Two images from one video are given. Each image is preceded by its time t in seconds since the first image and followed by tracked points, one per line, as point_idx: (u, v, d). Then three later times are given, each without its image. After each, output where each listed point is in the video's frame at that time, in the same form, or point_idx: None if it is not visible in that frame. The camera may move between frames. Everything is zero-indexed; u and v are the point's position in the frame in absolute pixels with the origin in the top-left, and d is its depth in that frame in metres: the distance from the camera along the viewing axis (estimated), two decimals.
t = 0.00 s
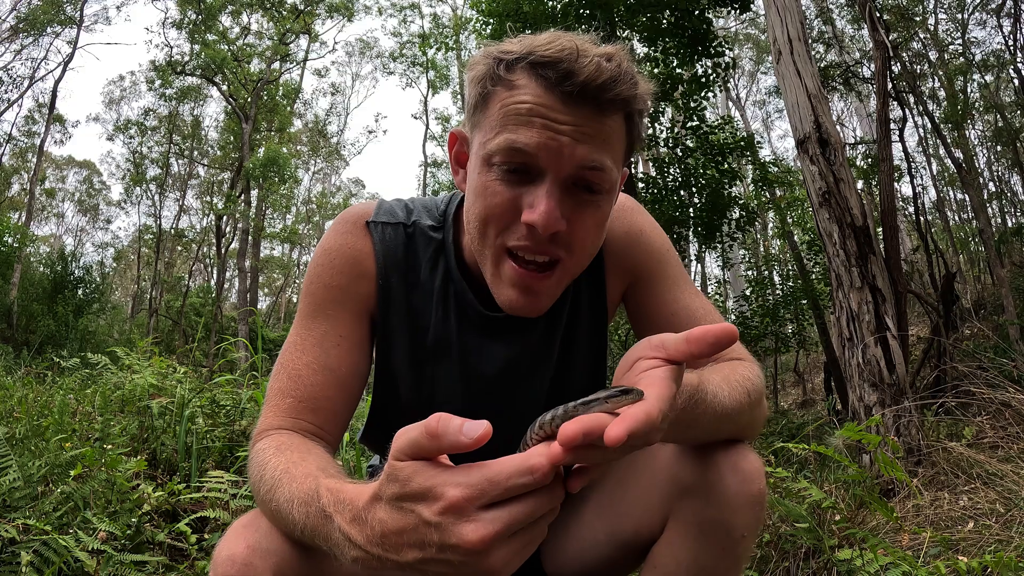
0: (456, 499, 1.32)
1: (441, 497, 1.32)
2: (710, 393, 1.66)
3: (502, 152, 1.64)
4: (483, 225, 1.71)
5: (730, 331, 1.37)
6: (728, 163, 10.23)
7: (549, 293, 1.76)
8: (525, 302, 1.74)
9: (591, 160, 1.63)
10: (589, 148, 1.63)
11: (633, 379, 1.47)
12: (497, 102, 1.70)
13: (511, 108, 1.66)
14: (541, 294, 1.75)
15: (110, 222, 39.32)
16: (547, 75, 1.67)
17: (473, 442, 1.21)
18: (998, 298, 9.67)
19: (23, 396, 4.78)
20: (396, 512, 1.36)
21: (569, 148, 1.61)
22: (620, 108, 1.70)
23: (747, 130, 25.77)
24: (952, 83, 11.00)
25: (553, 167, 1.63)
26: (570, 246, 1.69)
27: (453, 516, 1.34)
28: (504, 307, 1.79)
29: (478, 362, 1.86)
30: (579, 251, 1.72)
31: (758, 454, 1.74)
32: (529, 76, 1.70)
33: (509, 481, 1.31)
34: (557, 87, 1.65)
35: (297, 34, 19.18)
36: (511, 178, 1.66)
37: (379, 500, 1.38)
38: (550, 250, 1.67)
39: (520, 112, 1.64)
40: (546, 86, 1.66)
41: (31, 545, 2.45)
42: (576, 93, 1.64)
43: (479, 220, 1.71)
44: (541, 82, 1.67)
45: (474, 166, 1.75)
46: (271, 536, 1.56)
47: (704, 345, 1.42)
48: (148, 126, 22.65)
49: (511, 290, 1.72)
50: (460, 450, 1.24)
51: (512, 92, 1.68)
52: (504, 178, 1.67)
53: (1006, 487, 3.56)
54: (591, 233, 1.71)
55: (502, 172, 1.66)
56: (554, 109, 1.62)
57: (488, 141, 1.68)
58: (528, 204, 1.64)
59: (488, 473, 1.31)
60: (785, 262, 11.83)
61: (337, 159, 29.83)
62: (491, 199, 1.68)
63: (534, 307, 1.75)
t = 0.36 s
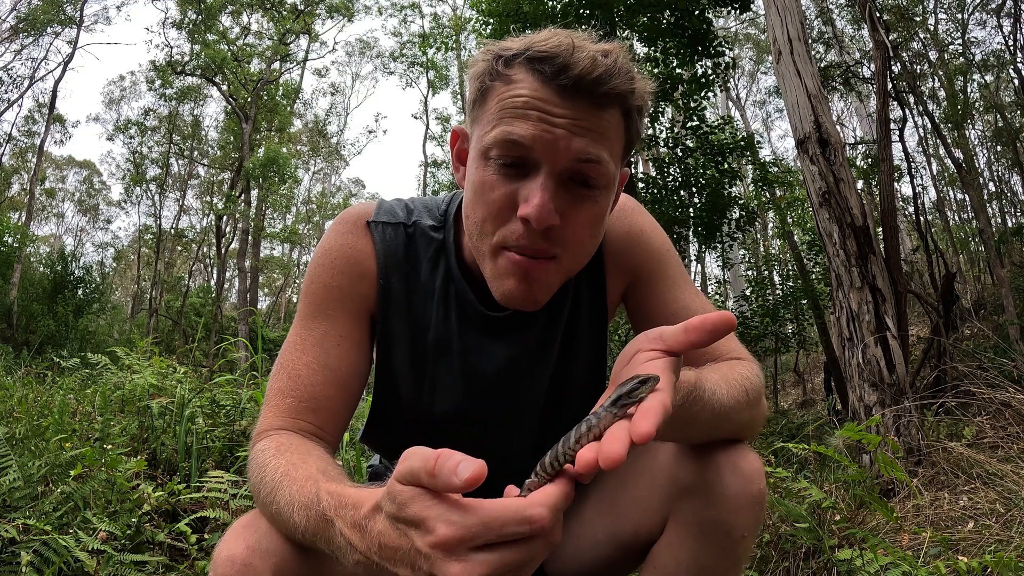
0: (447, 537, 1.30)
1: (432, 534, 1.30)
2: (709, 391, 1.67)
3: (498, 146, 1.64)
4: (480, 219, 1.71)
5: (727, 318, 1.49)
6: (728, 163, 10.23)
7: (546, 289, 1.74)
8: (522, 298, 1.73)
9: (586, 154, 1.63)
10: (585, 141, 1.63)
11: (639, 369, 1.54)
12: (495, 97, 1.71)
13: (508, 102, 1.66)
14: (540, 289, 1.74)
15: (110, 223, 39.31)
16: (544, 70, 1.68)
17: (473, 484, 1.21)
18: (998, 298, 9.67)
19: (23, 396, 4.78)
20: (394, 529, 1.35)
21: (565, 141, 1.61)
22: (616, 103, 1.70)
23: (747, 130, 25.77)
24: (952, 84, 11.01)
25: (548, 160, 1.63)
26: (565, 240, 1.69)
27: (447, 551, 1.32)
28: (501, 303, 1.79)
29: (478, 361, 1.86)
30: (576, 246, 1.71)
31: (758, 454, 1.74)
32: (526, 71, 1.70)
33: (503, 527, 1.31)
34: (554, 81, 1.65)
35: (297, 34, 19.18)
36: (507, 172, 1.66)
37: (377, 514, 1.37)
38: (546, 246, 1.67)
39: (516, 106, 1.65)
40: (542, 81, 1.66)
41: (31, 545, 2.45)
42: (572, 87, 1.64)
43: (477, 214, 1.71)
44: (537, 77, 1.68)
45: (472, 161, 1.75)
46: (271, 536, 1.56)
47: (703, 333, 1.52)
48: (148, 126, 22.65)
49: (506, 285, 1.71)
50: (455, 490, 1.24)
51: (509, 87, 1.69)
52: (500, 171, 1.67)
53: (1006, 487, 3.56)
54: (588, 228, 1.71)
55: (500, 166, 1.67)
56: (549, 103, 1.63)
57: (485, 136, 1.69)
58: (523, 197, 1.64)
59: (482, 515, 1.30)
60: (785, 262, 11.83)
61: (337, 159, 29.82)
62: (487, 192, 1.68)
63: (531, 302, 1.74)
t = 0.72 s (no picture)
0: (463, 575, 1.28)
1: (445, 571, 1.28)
2: (708, 387, 1.68)
3: (494, 160, 1.64)
4: (485, 232, 1.71)
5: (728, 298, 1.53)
6: (728, 163, 10.24)
7: (557, 289, 1.75)
8: (534, 300, 1.74)
9: (584, 158, 1.63)
10: (580, 147, 1.63)
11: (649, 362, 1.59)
12: (483, 112, 1.71)
13: (498, 116, 1.66)
14: (550, 292, 1.74)
15: (110, 223, 39.31)
16: (529, 79, 1.67)
17: (480, 518, 1.18)
18: (998, 298, 9.67)
19: (23, 396, 4.79)
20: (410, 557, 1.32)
21: (560, 150, 1.61)
22: (606, 103, 1.69)
23: (747, 130, 25.75)
24: (952, 84, 11.01)
25: (546, 169, 1.63)
26: (573, 242, 1.70)
27: None
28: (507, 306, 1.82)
29: (482, 362, 1.86)
30: (583, 246, 1.72)
31: (760, 455, 1.73)
32: (511, 80, 1.69)
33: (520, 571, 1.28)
34: (541, 90, 1.64)
35: (297, 34, 19.19)
36: (506, 183, 1.66)
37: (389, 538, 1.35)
38: (554, 249, 1.68)
39: (507, 119, 1.64)
40: (528, 90, 1.66)
41: (31, 546, 2.45)
42: (560, 94, 1.63)
43: (479, 227, 1.72)
44: (523, 86, 1.67)
45: (469, 173, 1.75)
46: (275, 537, 1.56)
47: (705, 315, 1.58)
48: (148, 126, 22.64)
49: (520, 292, 1.73)
50: (462, 528, 1.21)
51: (497, 101, 1.68)
52: (500, 184, 1.67)
53: (1005, 487, 3.56)
54: (593, 228, 1.72)
55: (497, 179, 1.67)
56: (540, 114, 1.63)
57: (480, 150, 1.69)
58: (525, 208, 1.65)
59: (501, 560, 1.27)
60: (785, 262, 11.84)
61: (337, 159, 29.84)
62: (488, 205, 1.68)
63: (544, 306, 1.75)
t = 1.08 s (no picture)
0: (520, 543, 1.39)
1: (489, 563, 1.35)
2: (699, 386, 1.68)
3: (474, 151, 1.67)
4: (466, 221, 1.75)
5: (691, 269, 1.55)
6: (728, 163, 10.24)
7: (537, 279, 1.78)
8: (512, 292, 1.78)
9: (559, 150, 1.64)
10: (556, 138, 1.63)
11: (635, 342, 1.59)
12: (470, 103, 1.74)
13: (480, 108, 1.69)
14: (530, 281, 1.76)
15: (110, 223, 39.31)
16: (510, 70, 1.68)
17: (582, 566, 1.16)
18: (998, 298, 9.67)
19: (23, 396, 4.78)
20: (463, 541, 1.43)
21: (536, 141, 1.62)
22: (590, 96, 1.68)
23: (747, 130, 25.75)
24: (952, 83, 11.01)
25: (522, 160, 1.65)
26: (551, 233, 1.71)
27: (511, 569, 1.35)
28: (494, 302, 1.84)
29: (482, 361, 1.86)
30: (564, 237, 1.73)
31: (760, 455, 1.72)
32: (496, 73, 1.71)
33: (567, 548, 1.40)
34: (520, 83, 1.65)
35: (297, 34, 19.18)
36: (486, 174, 1.69)
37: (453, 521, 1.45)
38: (530, 240, 1.71)
39: (487, 110, 1.66)
40: (510, 82, 1.67)
41: (31, 545, 2.45)
42: (537, 86, 1.64)
43: (462, 216, 1.76)
44: (505, 78, 1.68)
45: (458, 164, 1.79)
46: (281, 537, 1.56)
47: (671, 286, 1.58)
48: (148, 126, 22.64)
49: (498, 282, 1.77)
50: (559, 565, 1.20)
51: (481, 92, 1.70)
52: (480, 174, 1.71)
53: (1006, 487, 3.56)
54: (575, 220, 1.72)
55: (480, 170, 1.70)
56: (518, 105, 1.64)
57: (464, 141, 1.72)
58: (501, 199, 1.68)
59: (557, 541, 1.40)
60: (785, 262, 11.84)
61: (337, 159, 29.84)
62: (468, 195, 1.72)
63: (523, 296, 1.78)
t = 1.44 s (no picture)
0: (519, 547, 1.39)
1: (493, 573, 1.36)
2: (694, 385, 1.68)
3: (492, 153, 1.65)
4: (481, 222, 1.72)
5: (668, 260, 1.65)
6: (728, 163, 10.24)
7: (549, 282, 1.76)
8: (525, 293, 1.74)
9: (578, 154, 1.63)
10: (575, 143, 1.63)
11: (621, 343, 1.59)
12: (485, 104, 1.72)
13: (497, 110, 1.67)
14: (542, 283, 1.75)
15: (110, 223, 39.29)
16: (529, 74, 1.67)
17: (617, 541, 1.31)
18: (998, 298, 9.66)
19: (23, 396, 4.78)
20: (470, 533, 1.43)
21: (555, 145, 1.62)
22: (606, 102, 1.69)
23: (747, 130, 25.74)
24: (952, 83, 11.02)
25: (541, 164, 1.64)
26: (566, 236, 1.69)
27: None
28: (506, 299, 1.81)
29: (483, 361, 1.85)
30: (577, 241, 1.72)
31: (760, 455, 1.71)
32: (513, 75, 1.70)
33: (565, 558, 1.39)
34: (540, 86, 1.65)
35: (297, 35, 19.17)
36: (503, 176, 1.67)
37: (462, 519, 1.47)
38: (547, 244, 1.68)
39: (506, 112, 1.65)
40: (529, 86, 1.66)
41: (31, 545, 2.45)
42: (558, 91, 1.64)
43: (476, 218, 1.74)
44: (525, 81, 1.67)
45: (469, 165, 1.77)
46: (280, 538, 1.56)
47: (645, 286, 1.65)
48: (148, 126, 22.63)
49: (511, 284, 1.73)
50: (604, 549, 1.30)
51: (498, 94, 1.69)
52: (496, 176, 1.68)
53: (1005, 487, 3.56)
54: (588, 224, 1.71)
55: (495, 171, 1.68)
56: (537, 109, 1.63)
57: (479, 142, 1.70)
58: (519, 201, 1.66)
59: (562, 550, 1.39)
60: (785, 262, 11.85)
61: (336, 160, 29.85)
62: (485, 197, 1.70)
63: (535, 298, 1.76)
